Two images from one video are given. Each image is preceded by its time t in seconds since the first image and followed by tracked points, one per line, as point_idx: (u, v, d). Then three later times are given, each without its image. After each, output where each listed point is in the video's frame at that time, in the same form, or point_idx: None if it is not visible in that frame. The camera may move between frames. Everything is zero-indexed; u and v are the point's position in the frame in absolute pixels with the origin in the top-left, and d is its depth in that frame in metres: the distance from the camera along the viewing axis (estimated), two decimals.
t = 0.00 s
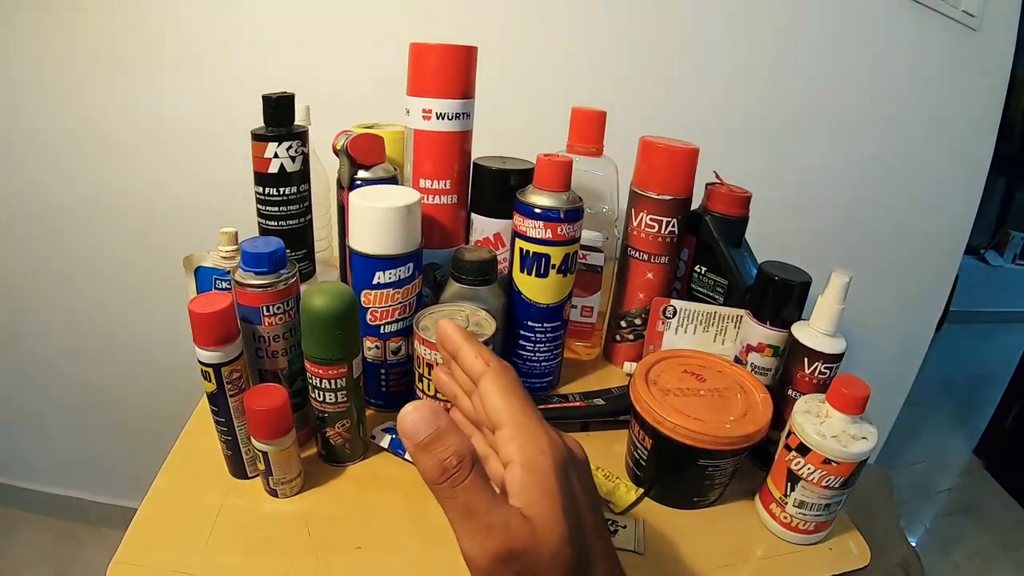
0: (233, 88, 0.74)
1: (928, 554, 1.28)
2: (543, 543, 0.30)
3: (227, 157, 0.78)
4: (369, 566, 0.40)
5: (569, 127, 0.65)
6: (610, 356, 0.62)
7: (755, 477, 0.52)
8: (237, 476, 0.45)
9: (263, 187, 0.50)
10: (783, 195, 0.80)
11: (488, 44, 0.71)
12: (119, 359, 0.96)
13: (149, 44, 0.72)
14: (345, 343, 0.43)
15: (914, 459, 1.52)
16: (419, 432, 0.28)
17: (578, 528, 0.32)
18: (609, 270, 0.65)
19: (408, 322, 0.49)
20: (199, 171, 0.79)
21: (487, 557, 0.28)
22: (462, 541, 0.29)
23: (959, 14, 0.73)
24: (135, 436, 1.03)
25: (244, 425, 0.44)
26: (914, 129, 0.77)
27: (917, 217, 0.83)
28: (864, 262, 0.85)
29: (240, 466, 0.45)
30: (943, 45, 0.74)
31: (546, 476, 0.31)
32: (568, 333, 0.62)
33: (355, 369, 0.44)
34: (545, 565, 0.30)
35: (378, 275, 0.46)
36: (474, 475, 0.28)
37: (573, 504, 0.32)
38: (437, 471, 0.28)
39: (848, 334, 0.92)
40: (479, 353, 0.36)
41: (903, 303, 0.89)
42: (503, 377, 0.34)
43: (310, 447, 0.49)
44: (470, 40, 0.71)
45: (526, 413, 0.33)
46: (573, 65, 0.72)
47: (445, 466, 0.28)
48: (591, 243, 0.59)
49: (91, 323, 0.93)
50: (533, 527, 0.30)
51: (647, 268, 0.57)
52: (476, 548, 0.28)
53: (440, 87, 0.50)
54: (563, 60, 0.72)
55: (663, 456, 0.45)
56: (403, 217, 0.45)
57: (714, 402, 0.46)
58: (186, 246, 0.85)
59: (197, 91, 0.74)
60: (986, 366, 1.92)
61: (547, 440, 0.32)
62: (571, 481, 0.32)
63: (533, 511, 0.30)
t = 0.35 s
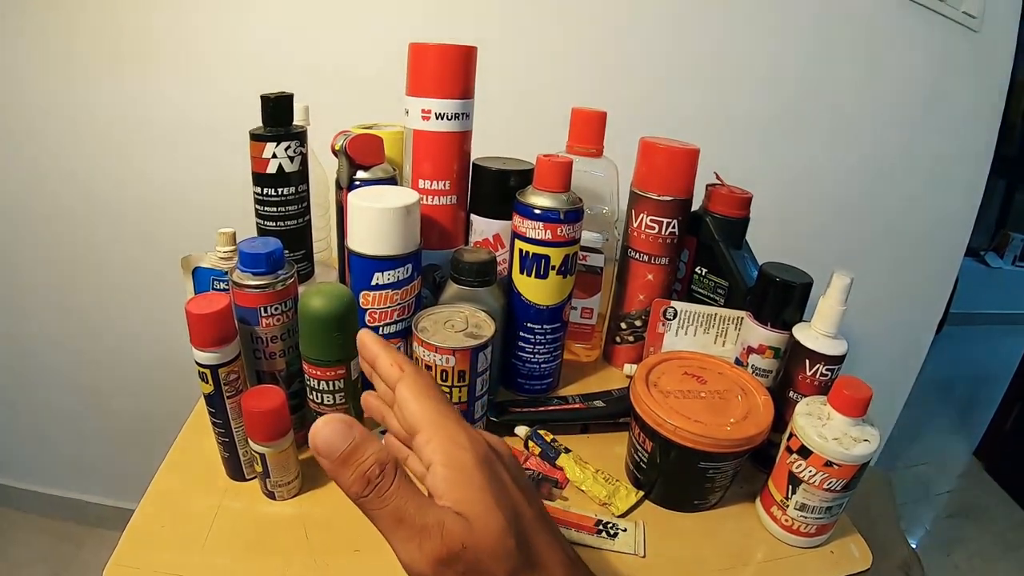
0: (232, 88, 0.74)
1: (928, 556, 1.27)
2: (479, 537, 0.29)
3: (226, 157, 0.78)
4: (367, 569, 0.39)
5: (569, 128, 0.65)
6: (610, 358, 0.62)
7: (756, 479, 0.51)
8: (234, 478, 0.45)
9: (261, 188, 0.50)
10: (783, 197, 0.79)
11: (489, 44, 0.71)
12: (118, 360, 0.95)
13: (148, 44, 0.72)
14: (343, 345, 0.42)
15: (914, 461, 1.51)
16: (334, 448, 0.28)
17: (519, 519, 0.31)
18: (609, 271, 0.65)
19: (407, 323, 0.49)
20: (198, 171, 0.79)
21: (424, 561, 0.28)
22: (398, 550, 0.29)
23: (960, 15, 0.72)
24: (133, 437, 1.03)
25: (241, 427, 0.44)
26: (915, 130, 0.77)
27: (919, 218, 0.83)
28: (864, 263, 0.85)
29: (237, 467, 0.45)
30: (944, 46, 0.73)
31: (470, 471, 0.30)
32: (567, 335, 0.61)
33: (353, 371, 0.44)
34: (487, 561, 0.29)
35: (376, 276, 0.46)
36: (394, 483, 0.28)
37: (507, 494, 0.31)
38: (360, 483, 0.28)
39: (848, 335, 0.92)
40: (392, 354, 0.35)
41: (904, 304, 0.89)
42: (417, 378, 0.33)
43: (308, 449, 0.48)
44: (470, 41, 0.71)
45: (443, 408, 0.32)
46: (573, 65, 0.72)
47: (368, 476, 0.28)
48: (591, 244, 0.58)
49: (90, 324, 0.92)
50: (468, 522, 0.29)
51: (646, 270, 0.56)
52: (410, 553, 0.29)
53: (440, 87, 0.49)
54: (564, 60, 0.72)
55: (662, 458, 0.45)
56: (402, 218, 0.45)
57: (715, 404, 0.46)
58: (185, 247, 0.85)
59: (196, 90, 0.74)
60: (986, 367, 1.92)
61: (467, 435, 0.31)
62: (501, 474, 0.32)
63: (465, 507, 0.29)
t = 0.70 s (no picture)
0: (231, 87, 0.73)
1: (929, 557, 1.27)
2: (693, 525, 0.26)
3: (225, 157, 0.77)
4: (366, 570, 0.39)
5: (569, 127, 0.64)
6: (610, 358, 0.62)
7: (756, 480, 0.51)
8: (232, 478, 0.45)
9: (260, 187, 0.50)
10: (784, 196, 0.79)
11: (488, 43, 0.71)
12: (117, 360, 0.95)
13: (146, 44, 0.72)
14: (342, 345, 0.42)
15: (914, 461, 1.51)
16: (607, 365, 0.24)
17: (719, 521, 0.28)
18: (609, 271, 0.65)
19: (406, 323, 0.48)
20: (197, 170, 0.79)
21: (633, 525, 0.25)
22: (608, 498, 0.25)
23: (960, 15, 0.72)
24: (132, 437, 1.03)
25: (240, 427, 0.43)
26: (916, 130, 0.77)
27: (919, 218, 0.83)
28: (865, 263, 0.85)
29: (236, 468, 0.44)
30: (944, 45, 0.73)
31: (704, 453, 0.28)
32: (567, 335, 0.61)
33: (352, 370, 0.44)
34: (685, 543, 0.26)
35: (375, 276, 0.45)
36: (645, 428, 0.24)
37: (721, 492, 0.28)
38: (611, 414, 0.24)
39: (849, 336, 0.92)
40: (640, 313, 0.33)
41: (905, 305, 0.89)
42: (682, 345, 0.31)
43: (307, 450, 0.48)
44: (470, 40, 0.71)
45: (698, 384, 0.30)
46: (572, 65, 0.72)
47: (620, 411, 0.24)
48: (592, 244, 0.58)
49: (89, 324, 0.92)
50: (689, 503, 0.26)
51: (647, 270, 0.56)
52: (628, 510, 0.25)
53: (440, 86, 0.49)
54: (563, 59, 0.71)
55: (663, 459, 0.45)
56: (401, 218, 0.44)
57: (716, 405, 0.46)
58: (184, 247, 0.84)
59: (193, 89, 0.74)
60: (987, 368, 1.92)
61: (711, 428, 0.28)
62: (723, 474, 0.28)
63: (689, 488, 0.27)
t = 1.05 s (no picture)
0: (231, 86, 0.74)
1: (928, 556, 1.27)
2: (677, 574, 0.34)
3: (225, 156, 0.78)
4: (364, 566, 0.39)
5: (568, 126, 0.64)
6: (608, 356, 0.62)
7: (754, 478, 0.51)
8: (231, 475, 0.45)
9: (259, 186, 0.50)
10: (783, 195, 0.79)
11: (487, 42, 0.71)
12: (117, 359, 0.96)
13: (145, 43, 0.72)
14: (340, 342, 0.42)
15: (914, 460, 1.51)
16: (606, 453, 0.33)
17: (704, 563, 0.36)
18: (608, 270, 0.65)
19: (404, 321, 0.49)
20: (196, 168, 0.79)
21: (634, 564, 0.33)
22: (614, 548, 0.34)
23: (960, 13, 0.72)
24: (133, 434, 1.03)
25: (238, 424, 0.44)
26: (914, 129, 0.77)
27: (918, 217, 0.83)
28: (864, 262, 0.85)
29: (235, 464, 0.45)
30: (942, 44, 0.73)
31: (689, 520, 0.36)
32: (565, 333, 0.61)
33: (350, 368, 0.44)
34: None
35: (374, 274, 0.46)
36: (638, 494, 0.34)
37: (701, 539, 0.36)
38: (613, 485, 0.33)
39: (848, 335, 0.92)
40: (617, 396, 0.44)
41: (904, 304, 0.89)
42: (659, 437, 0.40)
43: (306, 447, 0.48)
44: (469, 39, 0.71)
45: (670, 465, 0.38)
46: (571, 64, 0.72)
47: (617, 483, 0.33)
48: (590, 242, 0.58)
49: (89, 323, 0.92)
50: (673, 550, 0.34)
51: (645, 268, 0.56)
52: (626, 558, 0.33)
53: (438, 85, 0.49)
54: (562, 58, 0.71)
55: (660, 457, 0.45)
56: (400, 216, 0.45)
57: (712, 402, 0.46)
58: (184, 245, 0.85)
59: (193, 88, 0.74)
60: (987, 367, 1.92)
61: (687, 489, 0.37)
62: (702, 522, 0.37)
63: (673, 536, 0.35)
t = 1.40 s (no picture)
0: (233, 84, 0.73)
1: (930, 556, 1.27)
2: None
3: (225, 154, 0.77)
4: (368, 569, 0.39)
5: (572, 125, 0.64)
6: (612, 356, 0.62)
7: (759, 479, 0.51)
8: (234, 476, 0.45)
9: (261, 185, 0.50)
10: (787, 195, 0.79)
11: (490, 41, 0.71)
12: (118, 358, 0.96)
13: (146, 41, 0.72)
14: (344, 342, 0.42)
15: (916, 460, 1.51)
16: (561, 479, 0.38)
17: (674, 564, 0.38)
18: (612, 269, 0.65)
19: (408, 321, 0.48)
20: (198, 166, 0.79)
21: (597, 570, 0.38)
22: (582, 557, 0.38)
23: (963, 13, 0.71)
24: (133, 433, 1.03)
25: (241, 426, 0.43)
26: (919, 129, 0.76)
27: (923, 217, 0.82)
28: (868, 262, 0.85)
29: (237, 466, 0.44)
30: (947, 44, 0.73)
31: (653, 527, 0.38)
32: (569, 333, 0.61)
33: (354, 369, 0.44)
34: None
35: (377, 274, 0.45)
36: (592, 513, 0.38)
37: (670, 542, 0.38)
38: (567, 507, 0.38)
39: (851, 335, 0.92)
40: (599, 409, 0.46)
41: (907, 305, 0.88)
42: (622, 448, 0.42)
43: (309, 448, 0.48)
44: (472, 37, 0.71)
45: (633, 475, 0.40)
46: (574, 63, 0.71)
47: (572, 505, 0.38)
48: (594, 242, 0.58)
49: (90, 322, 0.92)
50: (630, 557, 0.38)
51: (650, 268, 0.56)
52: (591, 565, 0.38)
53: (442, 84, 0.49)
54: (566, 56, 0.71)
55: (665, 459, 0.45)
56: (403, 216, 0.44)
57: (718, 404, 0.45)
58: (186, 244, 0.84)
59: (194, 86, 0.74)
60: (989, 367, 1.92)
61: (652, 495, 0.39)
62: (670, 526, 0.39)
63: (634, 543, 0.38)
